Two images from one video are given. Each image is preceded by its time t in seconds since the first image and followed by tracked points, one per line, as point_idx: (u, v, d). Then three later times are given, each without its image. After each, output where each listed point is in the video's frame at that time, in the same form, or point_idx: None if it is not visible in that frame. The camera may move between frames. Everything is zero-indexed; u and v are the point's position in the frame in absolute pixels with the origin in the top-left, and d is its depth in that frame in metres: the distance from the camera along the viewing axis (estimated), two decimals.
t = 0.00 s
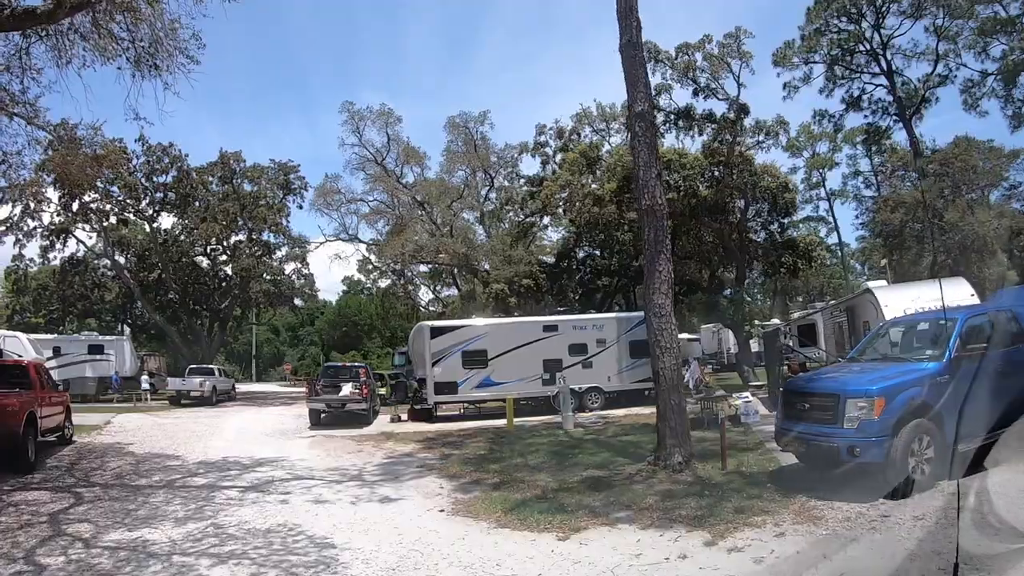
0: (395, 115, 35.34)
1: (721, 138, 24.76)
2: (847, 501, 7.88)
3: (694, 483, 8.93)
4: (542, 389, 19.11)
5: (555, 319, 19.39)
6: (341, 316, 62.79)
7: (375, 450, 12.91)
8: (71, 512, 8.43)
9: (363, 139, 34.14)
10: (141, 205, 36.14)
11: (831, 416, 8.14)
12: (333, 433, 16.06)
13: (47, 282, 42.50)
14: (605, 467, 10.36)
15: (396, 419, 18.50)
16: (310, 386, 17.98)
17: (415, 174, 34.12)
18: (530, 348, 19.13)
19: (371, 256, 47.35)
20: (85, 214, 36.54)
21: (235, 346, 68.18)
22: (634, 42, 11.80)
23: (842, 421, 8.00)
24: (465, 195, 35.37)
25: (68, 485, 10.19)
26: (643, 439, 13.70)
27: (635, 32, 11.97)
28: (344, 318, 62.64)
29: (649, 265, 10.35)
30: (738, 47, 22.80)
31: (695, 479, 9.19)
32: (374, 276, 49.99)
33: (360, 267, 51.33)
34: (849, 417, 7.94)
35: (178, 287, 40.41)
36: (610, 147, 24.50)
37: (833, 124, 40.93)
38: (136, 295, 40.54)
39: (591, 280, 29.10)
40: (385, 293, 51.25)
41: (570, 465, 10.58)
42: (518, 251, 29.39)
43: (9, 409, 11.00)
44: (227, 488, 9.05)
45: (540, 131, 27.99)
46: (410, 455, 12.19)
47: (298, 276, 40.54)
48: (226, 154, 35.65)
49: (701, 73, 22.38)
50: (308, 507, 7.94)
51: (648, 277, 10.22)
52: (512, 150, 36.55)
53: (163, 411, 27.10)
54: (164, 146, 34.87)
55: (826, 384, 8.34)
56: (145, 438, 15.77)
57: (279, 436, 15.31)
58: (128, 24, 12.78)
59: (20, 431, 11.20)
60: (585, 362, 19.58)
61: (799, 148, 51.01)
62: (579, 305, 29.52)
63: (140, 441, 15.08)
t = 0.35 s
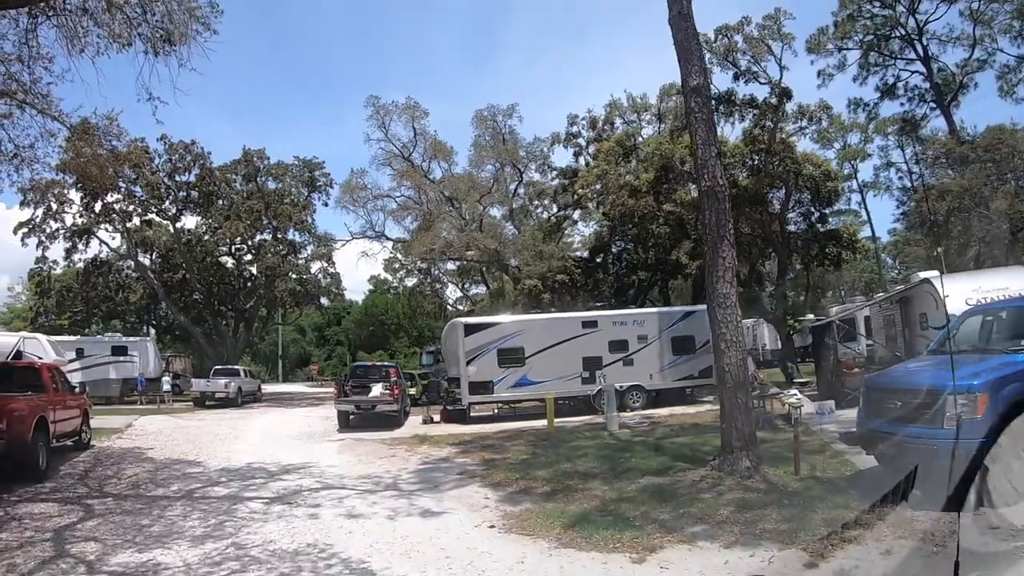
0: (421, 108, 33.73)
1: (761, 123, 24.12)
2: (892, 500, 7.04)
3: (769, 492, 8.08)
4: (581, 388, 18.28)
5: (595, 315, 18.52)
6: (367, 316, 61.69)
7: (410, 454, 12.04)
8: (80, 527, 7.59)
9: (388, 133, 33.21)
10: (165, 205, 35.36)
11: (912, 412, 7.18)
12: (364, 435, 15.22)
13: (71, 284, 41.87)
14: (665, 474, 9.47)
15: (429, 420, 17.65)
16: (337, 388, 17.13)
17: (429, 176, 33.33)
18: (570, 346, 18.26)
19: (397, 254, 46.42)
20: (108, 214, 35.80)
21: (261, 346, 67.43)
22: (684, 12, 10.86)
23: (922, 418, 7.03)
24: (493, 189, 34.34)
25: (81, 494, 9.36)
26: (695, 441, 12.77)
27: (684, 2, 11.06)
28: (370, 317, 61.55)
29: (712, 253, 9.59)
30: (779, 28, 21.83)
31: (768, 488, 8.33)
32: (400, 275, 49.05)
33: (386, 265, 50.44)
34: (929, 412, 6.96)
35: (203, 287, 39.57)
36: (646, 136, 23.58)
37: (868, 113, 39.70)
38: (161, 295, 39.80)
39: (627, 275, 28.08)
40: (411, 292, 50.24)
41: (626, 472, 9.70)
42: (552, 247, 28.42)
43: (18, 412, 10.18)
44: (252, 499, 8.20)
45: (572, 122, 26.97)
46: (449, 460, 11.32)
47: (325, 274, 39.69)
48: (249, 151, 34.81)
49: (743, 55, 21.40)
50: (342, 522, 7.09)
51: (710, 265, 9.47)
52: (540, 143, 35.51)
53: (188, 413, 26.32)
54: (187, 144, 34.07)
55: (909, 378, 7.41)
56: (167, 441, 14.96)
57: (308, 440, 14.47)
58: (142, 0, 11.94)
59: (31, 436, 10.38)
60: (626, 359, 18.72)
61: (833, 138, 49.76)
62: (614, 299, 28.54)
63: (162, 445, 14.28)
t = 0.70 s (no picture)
0: (446, 99, 32.58)
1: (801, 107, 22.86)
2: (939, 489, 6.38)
3: (855, 499, 7.22)
4: (623, 386, 17.48)
5: (636, 311, 17.67)
6: (394, 315, 60.70)
7: (448, 459, 11.21)
8: (88, 544, 6.79)
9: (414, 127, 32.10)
10: (189, 203, 34.66)
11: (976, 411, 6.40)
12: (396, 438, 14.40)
13: (96, 284, 41.30)
14: (733, 483, 8.58)
15: (462, 421, 16.82)
16: (367, 388, 16.24)
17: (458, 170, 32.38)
18: (611, 342, 17.40)
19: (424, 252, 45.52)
20: (131, 212, 35.12)
21: (288, 346, 66.77)
22: None
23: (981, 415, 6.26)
24: (523, 183, 33.35)
25: (94, 504, 8.58)
26: (754, 445, 11.87)
27: None
28: (397, 317, 60.58)
29: (784, 238, 9.10)
30: (822, 8, 20.86)
31: (854, 495, 7.46)
32: (427, 273, 48.11)
33: (413, 263, 49.57)
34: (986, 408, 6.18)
35: (228, 286, 38.80)
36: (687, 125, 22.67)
37: (907, 102, 38.52)
38: (186, 295, 39.13)
39: (664, 270, 26.84)
40: (439, 290, 49.30)
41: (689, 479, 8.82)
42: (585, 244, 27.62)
43: (26, 415, 9.39)
44: (280, 511, 7.38)
45: (605, 113, 26.01)
46: (491, 466, 10.46)
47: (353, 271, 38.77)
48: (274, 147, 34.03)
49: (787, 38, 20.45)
50: (381, 540, 6.21)
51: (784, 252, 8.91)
52: (571, 136, 34.49)
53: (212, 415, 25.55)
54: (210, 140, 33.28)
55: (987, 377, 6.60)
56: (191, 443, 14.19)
57: (338, 442, 13.66)
58: None
59: (40, 440, 9.58)
60: (669, 357, 17.84)
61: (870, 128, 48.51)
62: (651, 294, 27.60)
63: (185, 447, 13.51)
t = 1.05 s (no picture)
0: (475, 91, 30.83)
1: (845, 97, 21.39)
2: None
3: (955, 506, 6.37)
4: (666, 384, 16.63)
5: (680, 305, 16.83)
6: (421, 314, 59.80)
7: (488, 464, 10.39)
8: (89, 564, 5.98)
9: (441, 121, 30.43)
10: (212, 200, 33.99)
11: None
12: (428, 439, 13.59)
13: (120, 283, 40.75)
14: (809, 490, 7.78)
15: (497, 421, 15.99)
16: (397, 388, 15.38)
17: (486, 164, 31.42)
18: (653, 337, 16.54)
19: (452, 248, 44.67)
20: (154, 210, 34.51)
21: (314, 344, 66.15)
22: None
23: None
24: (552, 177, 32.43)
25: (103, 515, 7.78)
26: (818, 448, 10.99)
27: None
28: (424, 315, 59.68)
29: (863, 216, 8.57)
30: None
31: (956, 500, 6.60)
32: (455, 269, 47.28)
33: (440, 261, 48.76)
34: None
35: (253, 284, 38.10)
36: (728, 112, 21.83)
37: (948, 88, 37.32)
38: (210, 294, 38.48)
39: (705, 264, 25.88)
40: (467, 286, 48.42)
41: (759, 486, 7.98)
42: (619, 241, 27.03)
43: (30, 418, 8.59)
44: (307, 525, 6.57)
45: (638, 101, 25.10)
46: (535, 472, 9.64)
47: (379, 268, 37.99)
48: (298, 142, 33.27)
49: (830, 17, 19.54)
50: (427, 561, 5.40)
51: (865, 232, 8.38)
52: (601, 127, 33.54)
53: (237, 416, 24.84)
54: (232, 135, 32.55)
55: None
56: (213, 445, 13.43)
57: (368, 445, 12.86)
58: None
59: (46, 445, 8.78)
60: (715, 353, 16.99)
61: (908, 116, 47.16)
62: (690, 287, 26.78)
63: (206, 449, 12.74)
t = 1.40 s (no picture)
0: (500, 82, 30.02)
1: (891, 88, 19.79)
2: None
3: None
4: (709, 382, 15.81)
5: (723, 298, 15.99)
6: (445, 312, 58.92)
7: (530, 469, 9.58)
8: None
9: (467, 113, 29.57)
10: (232, 197, 33.30)
11: None
12: (462, 442, 12.78)
13: (140, 282, 40.14)
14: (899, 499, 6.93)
15: (531, 422, 15.17)
16: (427, 388, 14.55)
17: (513, 157, 30.52)
18: (696, 333, 15.72)
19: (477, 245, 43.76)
20: (174, 207, 33.83)
21: (337, 343, 65.45)
22: None
23: None
24: (580, 170, 31.56)
25: (107, 530, 6.99)
26: (887, 449, 10.13)
27: None
28: (448, 313, 58.78)
29: (949, 190, 8.71)
30: None
31: None
32: (479, 265, 46.36)
33: (464, 258, 47.97)
34: None
35: (274, 283, 37.35)
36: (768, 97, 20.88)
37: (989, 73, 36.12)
38: (232, 293, 37.81)
39: (741, 257, 25.43)
40: (492, 283, 47.52)
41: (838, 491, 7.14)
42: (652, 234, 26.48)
43: (30, 421, 7.81)
44: (336, 543, 5.78)
45: (672, 89, 24.25)
46: (583, 478, 8.82)
47: (404, 265, 37.20)
48: (319, 135, 32.47)
49: None
50: None
51: (952, 211, 8.57)
52: (630, 119, 32.65)
53: (260, 417, 24.07)
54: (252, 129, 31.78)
55: None
56: (232, 447, 12.65)
57: (398, 447, 12.06)
58: None
59: (49, 450, 7.99)
60: (759, 348, 16.12)
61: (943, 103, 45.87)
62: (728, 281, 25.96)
63: (225, 453, 11.96)
